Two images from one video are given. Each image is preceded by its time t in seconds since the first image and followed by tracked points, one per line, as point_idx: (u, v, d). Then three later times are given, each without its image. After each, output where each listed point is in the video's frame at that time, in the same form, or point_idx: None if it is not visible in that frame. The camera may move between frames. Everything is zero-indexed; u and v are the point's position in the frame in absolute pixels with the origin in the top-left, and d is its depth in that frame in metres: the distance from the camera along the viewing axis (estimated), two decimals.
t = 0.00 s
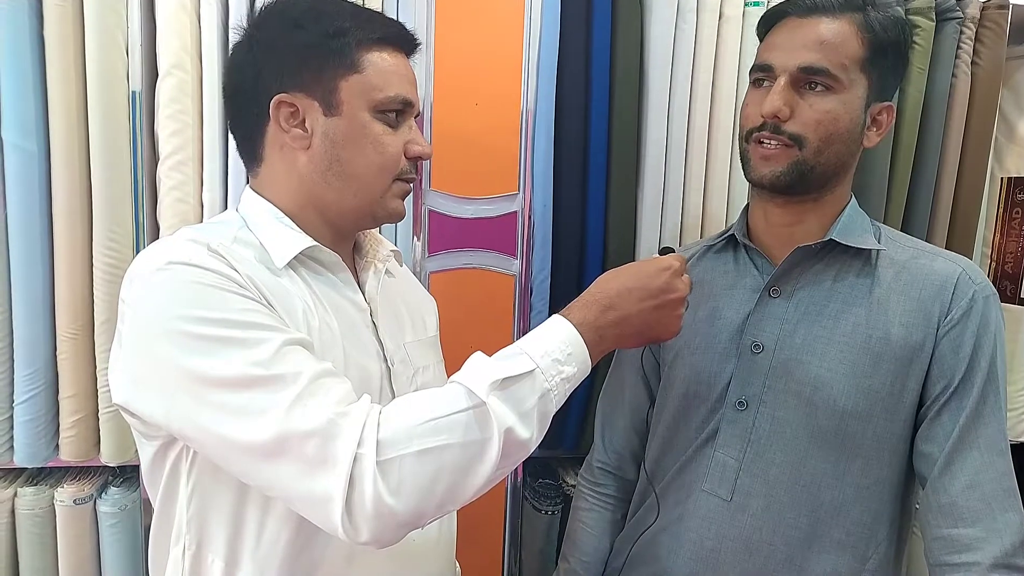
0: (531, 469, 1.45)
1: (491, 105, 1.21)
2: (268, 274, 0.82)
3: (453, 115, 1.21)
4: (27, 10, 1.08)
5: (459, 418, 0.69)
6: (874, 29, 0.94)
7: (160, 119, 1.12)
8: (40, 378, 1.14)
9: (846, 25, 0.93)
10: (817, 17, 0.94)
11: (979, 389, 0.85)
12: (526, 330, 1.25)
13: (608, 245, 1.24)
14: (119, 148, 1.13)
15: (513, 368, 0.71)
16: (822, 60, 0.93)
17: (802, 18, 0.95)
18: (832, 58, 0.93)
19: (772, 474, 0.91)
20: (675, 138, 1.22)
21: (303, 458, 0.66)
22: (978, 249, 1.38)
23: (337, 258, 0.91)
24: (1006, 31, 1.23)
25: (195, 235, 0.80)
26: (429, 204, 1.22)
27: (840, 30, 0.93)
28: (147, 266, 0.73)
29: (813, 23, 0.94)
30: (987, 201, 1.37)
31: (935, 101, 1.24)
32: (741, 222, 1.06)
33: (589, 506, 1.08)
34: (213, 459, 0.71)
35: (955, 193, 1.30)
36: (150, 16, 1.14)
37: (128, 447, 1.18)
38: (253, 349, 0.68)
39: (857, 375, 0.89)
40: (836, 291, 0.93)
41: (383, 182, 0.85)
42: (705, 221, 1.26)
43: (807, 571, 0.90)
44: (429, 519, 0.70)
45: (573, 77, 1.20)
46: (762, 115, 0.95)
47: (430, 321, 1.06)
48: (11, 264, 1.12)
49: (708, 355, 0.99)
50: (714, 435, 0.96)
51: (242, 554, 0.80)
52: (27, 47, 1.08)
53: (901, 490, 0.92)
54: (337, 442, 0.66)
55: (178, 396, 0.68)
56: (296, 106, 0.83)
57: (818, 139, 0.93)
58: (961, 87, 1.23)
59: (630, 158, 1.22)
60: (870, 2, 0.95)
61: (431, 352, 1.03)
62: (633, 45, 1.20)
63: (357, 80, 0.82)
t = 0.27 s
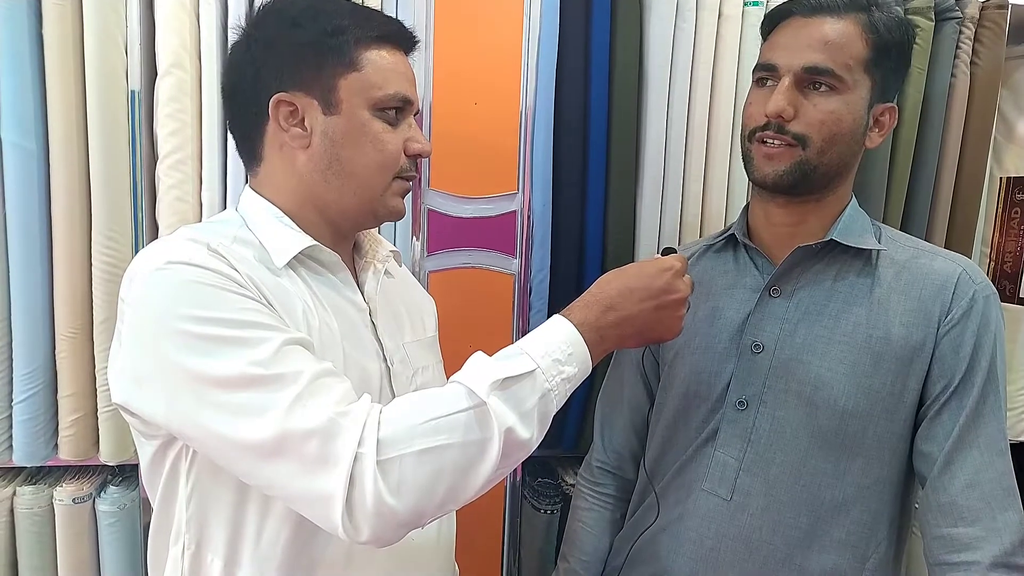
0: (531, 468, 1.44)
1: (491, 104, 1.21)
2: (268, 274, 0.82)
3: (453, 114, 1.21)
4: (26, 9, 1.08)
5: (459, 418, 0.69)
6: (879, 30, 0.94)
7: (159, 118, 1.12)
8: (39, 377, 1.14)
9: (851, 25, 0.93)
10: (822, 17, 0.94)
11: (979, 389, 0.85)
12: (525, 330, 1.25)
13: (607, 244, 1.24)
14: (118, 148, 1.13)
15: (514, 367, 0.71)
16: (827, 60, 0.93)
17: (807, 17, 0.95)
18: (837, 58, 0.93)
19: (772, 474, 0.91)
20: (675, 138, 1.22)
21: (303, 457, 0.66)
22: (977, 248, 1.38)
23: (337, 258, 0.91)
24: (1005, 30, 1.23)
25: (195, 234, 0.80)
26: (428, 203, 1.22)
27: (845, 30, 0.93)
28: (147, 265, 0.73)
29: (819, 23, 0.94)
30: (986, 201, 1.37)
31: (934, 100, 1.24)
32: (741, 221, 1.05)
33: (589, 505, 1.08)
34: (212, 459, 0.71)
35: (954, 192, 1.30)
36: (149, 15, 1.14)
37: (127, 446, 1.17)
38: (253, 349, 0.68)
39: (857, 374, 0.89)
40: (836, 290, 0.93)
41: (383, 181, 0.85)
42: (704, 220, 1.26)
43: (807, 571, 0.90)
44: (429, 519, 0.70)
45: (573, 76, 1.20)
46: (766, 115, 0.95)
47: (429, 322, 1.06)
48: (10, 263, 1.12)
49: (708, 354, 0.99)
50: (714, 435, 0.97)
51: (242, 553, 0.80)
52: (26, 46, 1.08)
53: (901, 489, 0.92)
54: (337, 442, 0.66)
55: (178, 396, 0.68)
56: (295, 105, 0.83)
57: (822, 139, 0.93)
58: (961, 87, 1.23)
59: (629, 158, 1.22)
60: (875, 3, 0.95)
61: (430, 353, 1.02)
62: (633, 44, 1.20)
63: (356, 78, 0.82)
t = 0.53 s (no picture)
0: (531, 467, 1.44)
1: (491, 103, 1.20)
2: (268, 273, 0.82)
3: (453, 113, 1.20)
4: (26, 9, 1.08)
5: (459, 416, 0.69)
6: (882, 29, 0.94)
7: (159, 118, 1.12)
8: (39, 377, 1.14)
9: (854, 24, 0.93)
10: (825, 15, 0.94)
11: (983, 387, 0.85)
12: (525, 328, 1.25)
13: (608, 243, 1.24)
14: (118, 147, 1.12)
15: (514, 365, 0.71)
16: (831, 59, 0.92)
17: (811, 16, 0.95)
18: (841, 57, 0.92)
19: (774, 472, 0.91)
20: (675, 136, 1.22)
21: (303, 456, 0.66)
22: (978, 247, 1.38)
23: (337, 257, 0.91)
24: (1006, 29, 1.22)
25: (195, 234, 0.80)
26: (429, 202, 1.22)
27: (848, 29, 0.93)
28: (147, 265, 0.73)
29: (822, 21, 0.94)
30: (987, 200, 1.37)
31: (934, 99, 1.23)
32: (742, 219, 1.05)
33: (591, 504, 1.08)
34: (212, 458, 0.70)
35: (955, 191, 1.30)
36: (148, 14, 1.14)
37: (127, 445, 1.17)
38: (253, 348, 0.68)
39: (859, 372, 0.89)
40: (838, 289, 0.93)
41: (384, 180, 0.85)
42: (704, 218, 1.26)
43: (810, 570, 0.90)
44: (429, 518, 0.70)
45: (573, 74, 1.20)
46: (769, 113, 0.95)
47: (429, 321, 1.06)
48: (10, 262, 1.11)
49: (709, 352, 0.99)
50: (716, 433, 0.96)
51: (242, 552, 0.80)
52: (26, 45, 1.08)
53: (903, 488, 0.91)
54: (337, 440, 0.66)
55: (177, 395, 0.68)
56: (295, 104, 0.83)
57: (825, 138, 0.93)
58: (961, 85, 1.23)
59: (630, 157, 1.22)
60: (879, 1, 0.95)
61: (430, 352, 1.02)
62: (633, 42, 1.20)
63: (356, 77, 0.82)
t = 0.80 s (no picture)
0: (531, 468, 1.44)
1: (490, 104, 1.20)
2: (267, 275, 0.81)
3: (452, 114, 1.20)
4: (25, 10, 1.08)
5: (457, 421, 0.69)
6: (881, 29, 0.94)
7: (158, 118, 1.11)
8: (38, 378, 1.14)
9: (853, 24, 0.93)
10: (824, 16, 0.94)
11: (983, 388, 0.85)
12: (524, 330, 1.25)
13: (606, 243, 1.23)
14: (117, 148, 1.12)
15: (512, 370, 0.71)
16: (830, 60, 0.92)
17: (809, 16, 0.95)
18: (839, 57, 0.92)
19: (774, 472, 0.91)
20: (674, 136, 1.22)
21: (300, 460, 0.65)
22: (977, 248, 1.38)
23: (336, 259, 0.91)
24: (1004, 30, 1.23)
25: (194, 235, 0.80)
26: (427, 203, 1.22)
27: (847, 30, 0.93)
28: (146, 266, 0.73)
29: (820, 22, 0.94)
30: (986, 200, 1.37)
31: (933, 99, 1.23)
32: (741, 219, 1.05)
33: (591, 504, 1.08)
34: (210, 461, 0.70)
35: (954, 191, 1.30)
36: (147, 15, 1.14)
37: (126, 446, 1.17)
38: (251, 351, 0.68)
39: (859, 372, 0.89)
40: (837, 287, 0.93)
41: (383, 181, 0.85)
42: (703, 218, 1.26)
43: (810, 571, 0.90)
44: (426, 523, 0.69)
45: (573, 75, 1.20)
46: (767, 115, 0.95)
47: (428, 324, 1.06)
48: (9, 263, 1.11)
49: (709, 352, 0.99)
50: (716, 433, 0.96)
51: (240, 555, 0.80)
52: (24, 45, 1.08)
53: (903, 488, 0.91)
54: (334, 445, 0.66)
55: (175, 398, 0.68)
56: (294, 105, 0.83)
57: (824, 139, 0.93)
58: (960, 85, 1.23)
59: (629, 157, 1.22)
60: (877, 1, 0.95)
61: (429, 354, 1.02)
62: (632, 43, 1.20)
63: (355, 77, 0.82)
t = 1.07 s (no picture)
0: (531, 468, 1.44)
1: (488, 104, 1.20)
2: (266, 276, 0.81)
3: (450, 114, 1.20)
4: (24, 11, 1.07)
5: (456, 423, 0.69)
6: (878, 28, 0.94)
7: (156, 119, 1.11)
8: (36, 380, 1.14)
9: (850, 24, 0.93)
10: (820, 15, 0.94)
11: (982, 387, 0.85)
12: (523, 330, 1.24)
13: (605, 244, 1.23)
14: (115, 150, 1.12)
15: (512, 373, 0.71)
16: (827, 59, 0.92)
17: (806, 16, 0.95)
18: (836, 57, 0.92)
19: (774, 473, 0.91)
20: (673, 136, 1.22)
21: (299, 462, 0.65)
22: (976, 247, 1.38)
23: (335, 260, 0.91)
24: (1002, 29, 1.23)
25: (193, 236, 0.80)
26: (426, 203, 1.22)
27: (843, 29, 0.93)
28: (145, 268, 0.73)
29: (817, 21, 0.94)
30: (985, 200, 1.37)
31: (931, 99, 1.23)
32: (740, 220, 1.05)
33: (592, 505, 1.08)
34: (209, 463, 0.70)
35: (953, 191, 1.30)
36: (145, 16, 1.14)
37: (125, 447, 1.17)
38: (250, 353, 0.67)
39: (858, 373, 0.89)
40: (836, 287, 0.93)
41: (383, 184, 0.85)
42: (702, 218, 1.26)
43: (810, 571, 0.90)
44: (425, 525, 0.69)
45: (571, 75, 1.20)
46: (765, 115, 0.95)
47: (428, 324, 1.06)
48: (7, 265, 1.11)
49: (708, 352, 0.99)
50: (716, 434, 0.96)
51: (240, 557, 0.80)
52: (22, 46, 1.07)
53: (902, 488, 0.91)
54: (333, 448, 0.66)
55: (174, 400, 0.68)
56: (295, 107, 0.83)
57: (821, 138, 0.93)
58: (959, 85, 1.23)
59: (628, 157, 1.22)
60: None
61: (429, 356, 1.02)
62: (630, 43, 1.19)
63: (357, 80, 0.82)
